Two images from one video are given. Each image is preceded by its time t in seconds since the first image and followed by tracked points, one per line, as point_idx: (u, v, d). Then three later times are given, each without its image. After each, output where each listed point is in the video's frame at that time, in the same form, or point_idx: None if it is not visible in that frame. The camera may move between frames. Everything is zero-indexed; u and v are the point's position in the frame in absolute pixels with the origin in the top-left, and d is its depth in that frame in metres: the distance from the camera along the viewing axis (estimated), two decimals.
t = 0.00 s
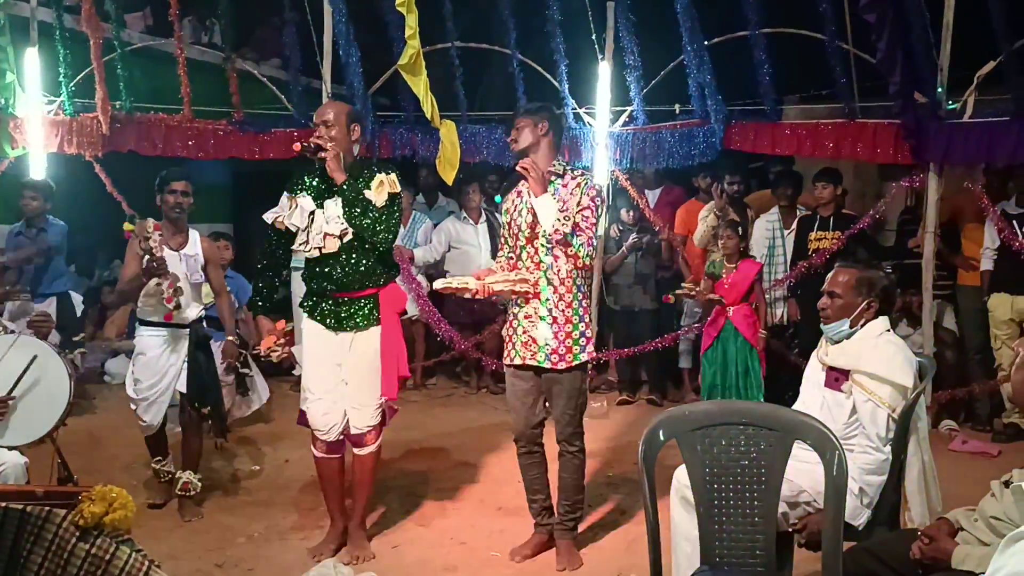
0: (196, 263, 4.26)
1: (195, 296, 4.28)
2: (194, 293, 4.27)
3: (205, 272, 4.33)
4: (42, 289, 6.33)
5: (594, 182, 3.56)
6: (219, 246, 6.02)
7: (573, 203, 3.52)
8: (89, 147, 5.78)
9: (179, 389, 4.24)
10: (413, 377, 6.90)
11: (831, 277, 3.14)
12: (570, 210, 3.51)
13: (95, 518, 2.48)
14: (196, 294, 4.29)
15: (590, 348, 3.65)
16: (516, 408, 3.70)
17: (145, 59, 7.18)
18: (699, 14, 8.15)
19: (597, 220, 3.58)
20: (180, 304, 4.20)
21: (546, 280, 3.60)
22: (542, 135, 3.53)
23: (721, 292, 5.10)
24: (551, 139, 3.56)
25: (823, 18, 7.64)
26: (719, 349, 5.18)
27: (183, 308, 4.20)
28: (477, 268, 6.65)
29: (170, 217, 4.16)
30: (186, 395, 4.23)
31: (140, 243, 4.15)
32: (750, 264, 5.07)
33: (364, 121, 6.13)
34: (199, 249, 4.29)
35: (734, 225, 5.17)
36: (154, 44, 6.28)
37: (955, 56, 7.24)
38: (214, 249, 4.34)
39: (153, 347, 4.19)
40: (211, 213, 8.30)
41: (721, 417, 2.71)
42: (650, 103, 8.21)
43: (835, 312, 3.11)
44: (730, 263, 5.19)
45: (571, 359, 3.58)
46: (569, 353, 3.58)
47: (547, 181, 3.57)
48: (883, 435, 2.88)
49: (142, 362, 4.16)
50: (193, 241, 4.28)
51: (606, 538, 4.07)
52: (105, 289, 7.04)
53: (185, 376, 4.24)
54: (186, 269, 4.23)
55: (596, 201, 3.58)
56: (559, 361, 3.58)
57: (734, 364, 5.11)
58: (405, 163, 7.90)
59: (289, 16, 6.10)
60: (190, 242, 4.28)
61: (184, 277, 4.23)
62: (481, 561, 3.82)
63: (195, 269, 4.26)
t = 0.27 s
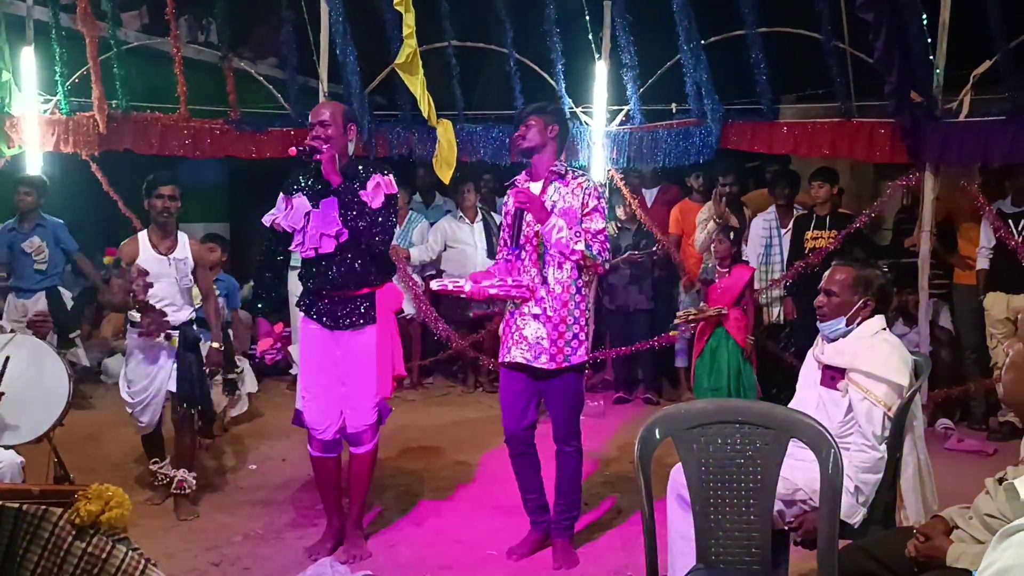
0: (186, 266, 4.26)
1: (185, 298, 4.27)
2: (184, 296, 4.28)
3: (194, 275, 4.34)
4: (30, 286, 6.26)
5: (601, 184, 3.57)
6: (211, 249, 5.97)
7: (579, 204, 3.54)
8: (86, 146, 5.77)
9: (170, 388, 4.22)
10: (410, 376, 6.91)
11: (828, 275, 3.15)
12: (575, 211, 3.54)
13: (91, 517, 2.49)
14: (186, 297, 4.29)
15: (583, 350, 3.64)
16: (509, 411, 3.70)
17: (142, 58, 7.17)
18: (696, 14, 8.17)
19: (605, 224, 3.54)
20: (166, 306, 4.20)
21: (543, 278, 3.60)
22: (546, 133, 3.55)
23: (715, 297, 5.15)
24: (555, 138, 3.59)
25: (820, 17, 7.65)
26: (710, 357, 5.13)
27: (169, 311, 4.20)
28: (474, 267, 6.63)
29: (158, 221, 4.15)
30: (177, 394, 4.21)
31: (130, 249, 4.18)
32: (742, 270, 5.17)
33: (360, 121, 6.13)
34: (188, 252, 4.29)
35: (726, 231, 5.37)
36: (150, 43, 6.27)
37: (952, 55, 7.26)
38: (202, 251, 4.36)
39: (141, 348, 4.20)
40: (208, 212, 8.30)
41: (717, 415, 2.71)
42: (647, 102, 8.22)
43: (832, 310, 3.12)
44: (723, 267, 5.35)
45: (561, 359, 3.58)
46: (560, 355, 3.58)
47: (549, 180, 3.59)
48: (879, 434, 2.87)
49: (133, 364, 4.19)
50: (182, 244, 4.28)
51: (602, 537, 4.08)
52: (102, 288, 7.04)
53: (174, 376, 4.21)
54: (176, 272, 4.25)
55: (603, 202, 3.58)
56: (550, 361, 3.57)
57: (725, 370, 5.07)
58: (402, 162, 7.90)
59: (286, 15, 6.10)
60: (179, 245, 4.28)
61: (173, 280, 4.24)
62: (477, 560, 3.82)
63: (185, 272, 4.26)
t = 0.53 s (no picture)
0: (177, 260, 4.23)
1: (179, 292, 4.26)
2: (178, 290, 4.25)
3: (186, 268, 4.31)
4: (28, 277, 6.26)
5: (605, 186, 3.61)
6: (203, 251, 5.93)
7: (588, 207, 3.55)
8: (82, 146, 5.76)
9: (166, 384, 4.23)
10: (407, 375, 6.91)
11: (824, 273, 3.16)
12: (585, 214, 3.55)
13: (87, 516, 2.50)
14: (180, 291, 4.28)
15: (592, 351, 3.67)
16: (502, 413, 3.69)
17: (138, 57, 7.16)
18: (692, 12, 8.17)
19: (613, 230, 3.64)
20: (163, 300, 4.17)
21: (548, 279, 3.60)
22: (553, 134, 3.53)
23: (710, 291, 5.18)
24: (562, 139, 3.56)
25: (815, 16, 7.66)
26: (706, 349, 5.19)
27: (166, 305, 4.18)
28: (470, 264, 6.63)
29: (147, 217, 4.15)
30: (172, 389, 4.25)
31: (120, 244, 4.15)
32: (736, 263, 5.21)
33: (357, 120, 6.12)
34: (179, 246, 4.27)
35: (717, 224, 5.28)
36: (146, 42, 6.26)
37: (947, 54, 7.27)
38: (193, 245, 4.34)
39: (139, 344, 4.21)
40: (204, 212, 8.30)
41: (713, 413, 2.71)
42: (643, 101, 8.23)
43: (827, 309, 3.13)
44: (715, 262, 5.31)
45: (572, 361, 3.60)
46: (569, 356, 3.59)
47: (556, 181, 3.58)
48: (873, 431, 2.88)
49: (130, 360, 4.20)
50: (173, 238, 4.27)
51: (598, 535, 4.08)
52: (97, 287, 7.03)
53: (170, 371, 4.23)
54: (167, 266, 4.20)
55: (608, 205, 3.60)
56: (560, 362, 3.59)
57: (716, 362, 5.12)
58: (399, 161, 7.91)
59: (282, 13, 6.09)
60: (170, 240, 4.26)
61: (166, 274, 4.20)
62: (474, 558, 3.83)
63: (177, 266, 4.23)
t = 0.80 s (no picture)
0: (177, 260, 4.23)
1: (180, 292, 4.26)
2: (178, 289, 4.25)
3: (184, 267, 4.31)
4: (24, 284, 6.23)
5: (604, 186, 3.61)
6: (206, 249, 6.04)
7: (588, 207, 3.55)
8: (77, 144, 5.75)
9: (165, 384, 4.24)
10: (402, 375, 6.91)
11: (816, 273, 3.17)
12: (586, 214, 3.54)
13: (80, 515, 2.50)
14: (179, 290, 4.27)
15: (592, 351, 3.67)
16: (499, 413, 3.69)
17: (134, 55, 7.14)
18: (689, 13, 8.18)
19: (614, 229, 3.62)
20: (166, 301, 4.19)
21: (549, 280, 3.61)
22: (552, 134, 3.52)
23: (707, 292, 5.15)
24: (562, 139, 3.55)
25: (812, 17, 7.67)
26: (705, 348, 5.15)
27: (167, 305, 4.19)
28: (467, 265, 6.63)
29: (146, 217, 4.12)
30: (171, 389, 4.23)
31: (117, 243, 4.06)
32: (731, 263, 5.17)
33: (353, 119, 6.11)
34: (178, 245, 4.26)
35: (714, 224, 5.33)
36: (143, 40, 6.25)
37: (943, 55, 7.29)
38: (192, 244, 4.33)
39: (139, 344, 4.19)
40: (199, 209, 8.23)
41: (707, 414, 2.72)
42: (639, 101, 8.24)
43: (819, 309, 3.13)
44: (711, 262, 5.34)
45: (573, 362, 3.59)
46: (573, 355, 3.60)
47: (558, 181, 3.58)
48: (867, 431, 2.86)
49: (130, 360, 4.18)
50: (172, 237, 4.25)
51: (593, 535, 4.08)
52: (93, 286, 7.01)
53: (170, 371, 4.24)
54: (167, 265, 4.20)
55: (608, 207, 3.60)
56: (563, 362, 3.58)
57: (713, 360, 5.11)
58: (395, 160, 7.91)
59: (279, 12, 6.08)
60: (169, 240, 4.24)
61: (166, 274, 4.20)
62: (469, 558, 3.83)
63: (177, 265, 4.23)
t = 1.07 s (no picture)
0: (178, 259, 4.22)
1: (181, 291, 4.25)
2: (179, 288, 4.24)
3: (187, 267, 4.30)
4: (17, 280, 6.22)
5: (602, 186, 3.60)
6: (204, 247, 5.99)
7: (587, 206, 3.53)
8: (72, 143, 5.73)
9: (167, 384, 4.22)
10: (399, 374, 6.90)
11: (811, 271, 3.16)
12: (586, 214, 3.53)
13: (75, 515, 2.50)
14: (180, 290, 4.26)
15: (589, 351, 3.66)
16: (496, 410, 3.70)
17: (129, 54, 7.12)
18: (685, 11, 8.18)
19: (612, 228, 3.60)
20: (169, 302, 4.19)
21: (544, 279, 3.61)
22: (551, 134, 3.51)
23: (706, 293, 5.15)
24: (562, 139, 3.54)
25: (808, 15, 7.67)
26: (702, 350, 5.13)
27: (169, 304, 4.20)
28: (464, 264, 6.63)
29: (144, 218, 4.11)
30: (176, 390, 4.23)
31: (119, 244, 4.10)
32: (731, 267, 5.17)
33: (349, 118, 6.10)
34: (179, 244, 4.26)
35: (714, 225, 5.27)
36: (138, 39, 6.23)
37: (939, 53, 7.29)
38: (193, 242, 4.31)
39: (139, 343, 4.18)
40: (195, 209, 8.21)
41: (703, 412, 2.72)
42: (636, 100, 8.24)
43: (814, 306, 3.13)
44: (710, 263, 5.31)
45: (568, 361, 3.59)
46: (569, 355, 3.59)
47: (556, 181, 3.56)
48: (861, 428, 2.89)
49: (129, 360, 4.17)
50: (172, 237, 4.24)
51: (590, 534, 4.08)
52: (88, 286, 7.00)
53: (174, 371, 4.23)
54: (168, 265, 4.19)
55: (606, 205, 3.60)
56: (557, 362, 3.59)
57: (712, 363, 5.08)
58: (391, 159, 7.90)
59: (274, 11, 6.07)
60: (169, 239, 4.24)
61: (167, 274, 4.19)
62: (466, 557, 3.82)
63: (178, 265, 4.21)
